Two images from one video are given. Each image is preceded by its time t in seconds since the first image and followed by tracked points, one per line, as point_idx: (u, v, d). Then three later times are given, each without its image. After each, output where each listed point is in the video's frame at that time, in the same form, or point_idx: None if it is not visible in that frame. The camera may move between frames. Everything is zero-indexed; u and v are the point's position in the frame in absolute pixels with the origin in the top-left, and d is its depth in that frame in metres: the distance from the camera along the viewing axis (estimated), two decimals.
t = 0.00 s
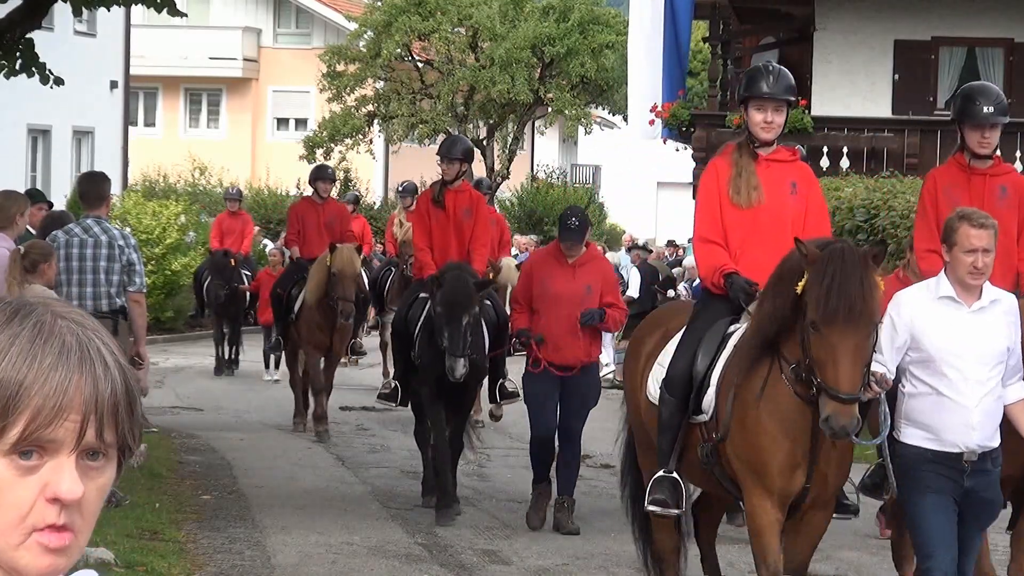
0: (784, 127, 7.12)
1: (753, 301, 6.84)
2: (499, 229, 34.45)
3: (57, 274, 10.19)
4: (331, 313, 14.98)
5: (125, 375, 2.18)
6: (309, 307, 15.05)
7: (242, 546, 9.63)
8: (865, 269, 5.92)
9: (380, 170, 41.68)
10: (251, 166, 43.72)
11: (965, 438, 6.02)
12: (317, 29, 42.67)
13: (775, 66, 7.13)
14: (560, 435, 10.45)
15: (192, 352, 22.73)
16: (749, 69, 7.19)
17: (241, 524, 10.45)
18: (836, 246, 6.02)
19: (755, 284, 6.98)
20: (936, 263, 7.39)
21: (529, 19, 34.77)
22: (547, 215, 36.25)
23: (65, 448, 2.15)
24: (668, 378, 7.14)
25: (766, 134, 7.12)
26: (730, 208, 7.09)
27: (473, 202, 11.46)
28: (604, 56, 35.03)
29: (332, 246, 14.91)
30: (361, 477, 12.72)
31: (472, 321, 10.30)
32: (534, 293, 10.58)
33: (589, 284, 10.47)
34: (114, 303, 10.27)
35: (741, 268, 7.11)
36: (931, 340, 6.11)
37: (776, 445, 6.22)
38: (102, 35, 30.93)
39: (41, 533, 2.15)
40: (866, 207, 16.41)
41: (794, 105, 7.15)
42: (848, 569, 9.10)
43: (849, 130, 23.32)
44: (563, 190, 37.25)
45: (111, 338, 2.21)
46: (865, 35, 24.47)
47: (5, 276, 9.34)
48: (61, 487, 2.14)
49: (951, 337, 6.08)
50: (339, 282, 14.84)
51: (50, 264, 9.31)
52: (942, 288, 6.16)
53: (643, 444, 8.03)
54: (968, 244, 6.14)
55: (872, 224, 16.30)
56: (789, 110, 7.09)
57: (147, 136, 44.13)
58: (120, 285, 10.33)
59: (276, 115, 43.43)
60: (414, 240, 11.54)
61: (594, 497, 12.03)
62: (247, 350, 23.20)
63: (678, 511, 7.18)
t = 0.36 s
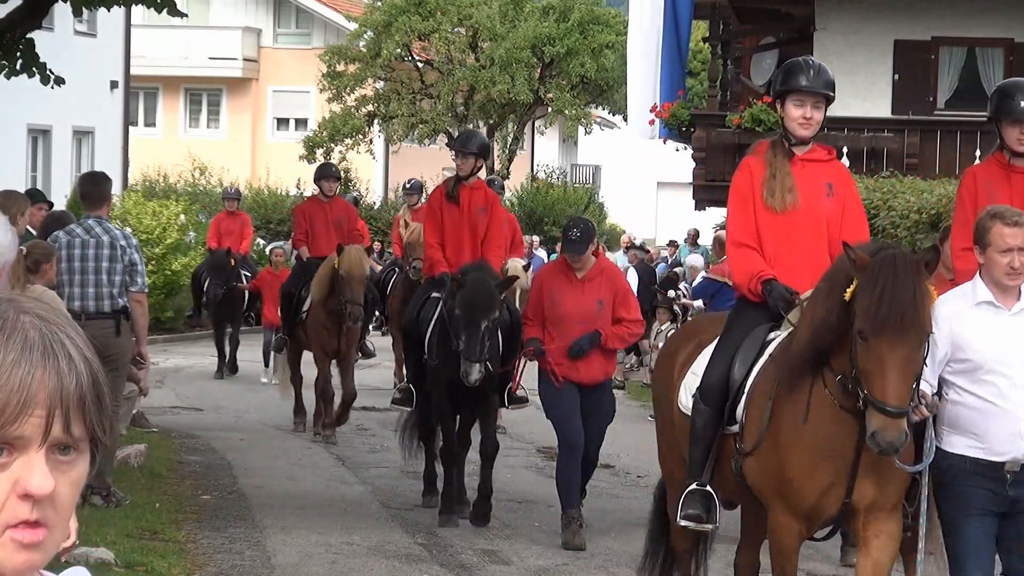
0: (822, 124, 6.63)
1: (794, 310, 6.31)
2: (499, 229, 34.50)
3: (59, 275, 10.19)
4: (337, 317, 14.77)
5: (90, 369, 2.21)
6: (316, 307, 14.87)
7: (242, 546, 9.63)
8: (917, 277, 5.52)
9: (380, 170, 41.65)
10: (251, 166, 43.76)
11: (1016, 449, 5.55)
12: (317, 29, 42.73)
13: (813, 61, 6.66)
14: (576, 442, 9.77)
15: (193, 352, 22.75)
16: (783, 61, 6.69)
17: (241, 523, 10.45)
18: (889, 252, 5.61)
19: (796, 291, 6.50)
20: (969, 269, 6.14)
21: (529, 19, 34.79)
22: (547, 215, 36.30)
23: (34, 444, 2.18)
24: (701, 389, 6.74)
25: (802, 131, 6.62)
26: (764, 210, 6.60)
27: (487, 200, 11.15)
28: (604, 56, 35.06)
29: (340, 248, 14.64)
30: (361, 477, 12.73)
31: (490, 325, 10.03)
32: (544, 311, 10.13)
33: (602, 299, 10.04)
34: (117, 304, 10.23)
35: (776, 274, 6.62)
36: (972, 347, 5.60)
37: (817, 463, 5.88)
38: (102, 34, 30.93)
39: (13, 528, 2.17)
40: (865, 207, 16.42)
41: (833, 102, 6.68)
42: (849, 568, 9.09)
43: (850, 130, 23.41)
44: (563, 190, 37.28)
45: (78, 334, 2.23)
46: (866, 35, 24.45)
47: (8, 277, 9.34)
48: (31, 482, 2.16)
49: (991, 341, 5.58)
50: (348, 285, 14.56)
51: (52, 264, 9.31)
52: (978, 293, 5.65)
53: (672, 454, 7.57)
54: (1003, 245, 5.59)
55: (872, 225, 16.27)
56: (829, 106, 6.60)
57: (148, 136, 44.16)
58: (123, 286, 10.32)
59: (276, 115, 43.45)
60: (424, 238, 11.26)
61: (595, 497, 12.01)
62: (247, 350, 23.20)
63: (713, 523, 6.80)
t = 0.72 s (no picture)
0: (876, 116, 6.43)
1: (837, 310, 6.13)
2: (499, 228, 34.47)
3: (61, 278, 10.19)
4: (349, 322, 14.04)
5: (99, 369, 2.26)
6: (326, 315, 14.13)
7: (242, 546, 9.62)
8: (968, 295, 5.23)
9: (380, 170, 41.67)
10: (251, 166, 43.74)
11: None
12: (317, 29, 42.78)
13: (863, 51, 6.44)
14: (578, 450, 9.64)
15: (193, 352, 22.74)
16: (833, 51, 6.52)
17: (241, 523, 10.45)
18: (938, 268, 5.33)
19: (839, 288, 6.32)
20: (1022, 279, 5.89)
21: (529, 19, 34.79)
22: (547, 215, 36.26)
23: (46, 443, 2.23)
24: (739, 390, 6.56)
25: (856, 125, 6.42)
26: (811, 205, 6.44)
27: (505, 199, 10.62)
28: (604, 56, 35.08)
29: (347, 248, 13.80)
30: (361, 477, 12.73)
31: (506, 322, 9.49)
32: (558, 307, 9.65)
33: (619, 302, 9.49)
34: (120, 306, 10.24)
35: (822, 271, 6.46)
36: None
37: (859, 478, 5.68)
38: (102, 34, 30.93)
39: (25, 526, 2.22)
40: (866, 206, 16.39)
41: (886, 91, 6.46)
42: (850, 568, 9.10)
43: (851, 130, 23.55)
44: (562, 189, 37.28)
45: (85, 334, 2.27)
46: (866, 35, 24.45)
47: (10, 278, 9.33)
48: (44, 481, 2.22)
49: None
50: (358, 285, 13.76)
51: (54, 265, 9.29)
52: None
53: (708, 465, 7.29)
54: None
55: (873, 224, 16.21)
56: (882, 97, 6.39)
57: (147, 136, 44.15)
58: (126, 287, 10.33)
59: (276, 115, 43.43)
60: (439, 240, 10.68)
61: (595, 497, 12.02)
62: (247, 350, 23.20)
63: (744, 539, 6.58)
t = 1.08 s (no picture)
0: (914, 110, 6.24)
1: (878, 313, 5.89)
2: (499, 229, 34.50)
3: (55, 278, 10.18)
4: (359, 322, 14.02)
5: (105, 368, 2.27)
6: (336, 315, 14.06)
7: (242, 546, 9.63)
8: (1003, 273, 5.16)
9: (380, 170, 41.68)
10: (251, 167, 43.71)
11: None
12: (317, 29, 42.78)
13: (902, 39, 6.27)
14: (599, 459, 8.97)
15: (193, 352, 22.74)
16: (868, 41, 6.35)
17: (241, 524, 10.46)
18: (973, 244, 5.27)
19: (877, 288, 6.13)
20: None
21: (529, 19, 34.83)
22: (547, 215, 36.26)
23: (53, 441, 2.24)
24: (779, 398, 6.31)
25: (894, 119, 6.23)
26: (847, 196, 6.23)
27: (518, 199, 10.25)
28: (604, 56, 35.09)
29: (357, 253, 13.82)
30: (361, 477, 12.74)
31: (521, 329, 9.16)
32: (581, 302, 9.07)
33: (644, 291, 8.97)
34: (114, 304, 10.26)
35: (860, 268, 6.23)
36: None
37: (907, 483, 5.49)
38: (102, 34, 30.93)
39: (32, 524, 2.24)
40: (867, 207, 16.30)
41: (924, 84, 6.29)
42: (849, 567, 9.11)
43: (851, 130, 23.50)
44: (562, 190, 37.26)
45: (91, 332, 2.28)
46: (866, 35, 24.45)
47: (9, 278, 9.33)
48: (51, 480, 2.23)
49: None
50: (368, 293, 13.72)
51: (54, 264, 9.28)
52: None
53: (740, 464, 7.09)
54: None
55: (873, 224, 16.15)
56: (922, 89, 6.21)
57: (147, 136, 44.15)
58: (120, 285, 10.34)
59: (276, 115, 43.41)
60: (449, 242, 10.25)
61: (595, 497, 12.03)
62: (247, 350, 23.20)
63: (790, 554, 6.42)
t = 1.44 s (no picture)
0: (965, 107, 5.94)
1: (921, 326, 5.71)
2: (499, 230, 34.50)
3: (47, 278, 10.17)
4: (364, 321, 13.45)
5: (100, 369, 2.26)
6: (343, 313, 13.59)
7: (242, 546, 9.62)
8: None
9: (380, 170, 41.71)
10: (251, 166, 43.69)
11: None
12: (317, 29, 42.78)
13: (951, 31, 5.96)
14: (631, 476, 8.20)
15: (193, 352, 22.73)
16: (915, 32, 6.03)
17: (241, 523, 10.45)
18: None
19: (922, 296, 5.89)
20: None
21: (529, 19, 34.80)
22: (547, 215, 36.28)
23: (49, 442, 2.23)
24: (808, 404, 6.18)
25: (943, 116, 5.95)
26: (891, 201, 5.98)
27: (536, 200, 9.92)
28: (604, 56, 35.08)
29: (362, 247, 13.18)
30: (361, 477, 12.74)
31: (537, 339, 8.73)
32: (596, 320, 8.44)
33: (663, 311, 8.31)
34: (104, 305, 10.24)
35: (906, 275, 5.99)
36: None
37: (937, 498, 5.22)
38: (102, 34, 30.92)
39: (28, 522, 2.23)
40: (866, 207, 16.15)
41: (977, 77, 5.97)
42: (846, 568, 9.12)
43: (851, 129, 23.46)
44: (562, 190, 37.24)
45: (84, 332, 2.27)
46: (866, 35, 24.43)
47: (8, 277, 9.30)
48: (47, 480, 2.23)
49: None
50: (374, 290, 13.12)
51: (54, 264, 9.26)
52: None
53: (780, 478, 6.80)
54: None
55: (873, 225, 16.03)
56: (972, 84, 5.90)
57: (147, 136, 44.13)
58: (111, 286, 10.33)
59: (276, 115, 43.41)
60: (465, 243, 9.92)
61: (595, 498, 12.03)
62: (247, 350, 23.19)
63: (811, 568, 6.32)
